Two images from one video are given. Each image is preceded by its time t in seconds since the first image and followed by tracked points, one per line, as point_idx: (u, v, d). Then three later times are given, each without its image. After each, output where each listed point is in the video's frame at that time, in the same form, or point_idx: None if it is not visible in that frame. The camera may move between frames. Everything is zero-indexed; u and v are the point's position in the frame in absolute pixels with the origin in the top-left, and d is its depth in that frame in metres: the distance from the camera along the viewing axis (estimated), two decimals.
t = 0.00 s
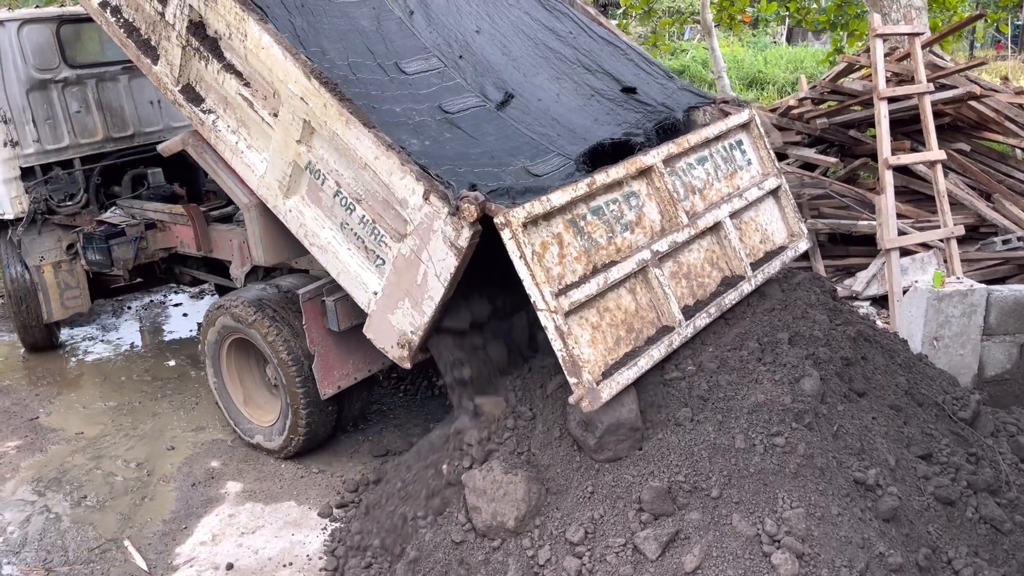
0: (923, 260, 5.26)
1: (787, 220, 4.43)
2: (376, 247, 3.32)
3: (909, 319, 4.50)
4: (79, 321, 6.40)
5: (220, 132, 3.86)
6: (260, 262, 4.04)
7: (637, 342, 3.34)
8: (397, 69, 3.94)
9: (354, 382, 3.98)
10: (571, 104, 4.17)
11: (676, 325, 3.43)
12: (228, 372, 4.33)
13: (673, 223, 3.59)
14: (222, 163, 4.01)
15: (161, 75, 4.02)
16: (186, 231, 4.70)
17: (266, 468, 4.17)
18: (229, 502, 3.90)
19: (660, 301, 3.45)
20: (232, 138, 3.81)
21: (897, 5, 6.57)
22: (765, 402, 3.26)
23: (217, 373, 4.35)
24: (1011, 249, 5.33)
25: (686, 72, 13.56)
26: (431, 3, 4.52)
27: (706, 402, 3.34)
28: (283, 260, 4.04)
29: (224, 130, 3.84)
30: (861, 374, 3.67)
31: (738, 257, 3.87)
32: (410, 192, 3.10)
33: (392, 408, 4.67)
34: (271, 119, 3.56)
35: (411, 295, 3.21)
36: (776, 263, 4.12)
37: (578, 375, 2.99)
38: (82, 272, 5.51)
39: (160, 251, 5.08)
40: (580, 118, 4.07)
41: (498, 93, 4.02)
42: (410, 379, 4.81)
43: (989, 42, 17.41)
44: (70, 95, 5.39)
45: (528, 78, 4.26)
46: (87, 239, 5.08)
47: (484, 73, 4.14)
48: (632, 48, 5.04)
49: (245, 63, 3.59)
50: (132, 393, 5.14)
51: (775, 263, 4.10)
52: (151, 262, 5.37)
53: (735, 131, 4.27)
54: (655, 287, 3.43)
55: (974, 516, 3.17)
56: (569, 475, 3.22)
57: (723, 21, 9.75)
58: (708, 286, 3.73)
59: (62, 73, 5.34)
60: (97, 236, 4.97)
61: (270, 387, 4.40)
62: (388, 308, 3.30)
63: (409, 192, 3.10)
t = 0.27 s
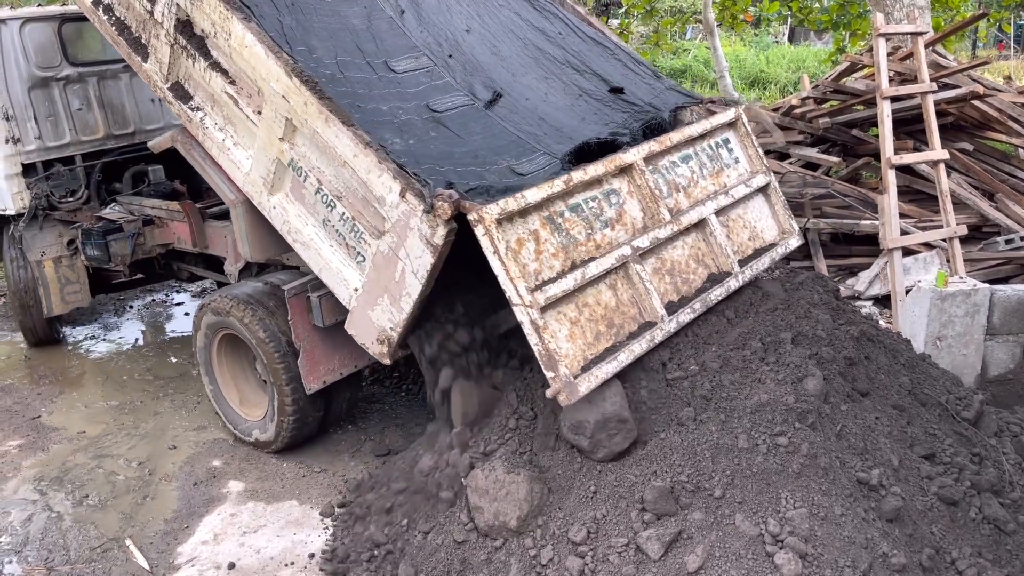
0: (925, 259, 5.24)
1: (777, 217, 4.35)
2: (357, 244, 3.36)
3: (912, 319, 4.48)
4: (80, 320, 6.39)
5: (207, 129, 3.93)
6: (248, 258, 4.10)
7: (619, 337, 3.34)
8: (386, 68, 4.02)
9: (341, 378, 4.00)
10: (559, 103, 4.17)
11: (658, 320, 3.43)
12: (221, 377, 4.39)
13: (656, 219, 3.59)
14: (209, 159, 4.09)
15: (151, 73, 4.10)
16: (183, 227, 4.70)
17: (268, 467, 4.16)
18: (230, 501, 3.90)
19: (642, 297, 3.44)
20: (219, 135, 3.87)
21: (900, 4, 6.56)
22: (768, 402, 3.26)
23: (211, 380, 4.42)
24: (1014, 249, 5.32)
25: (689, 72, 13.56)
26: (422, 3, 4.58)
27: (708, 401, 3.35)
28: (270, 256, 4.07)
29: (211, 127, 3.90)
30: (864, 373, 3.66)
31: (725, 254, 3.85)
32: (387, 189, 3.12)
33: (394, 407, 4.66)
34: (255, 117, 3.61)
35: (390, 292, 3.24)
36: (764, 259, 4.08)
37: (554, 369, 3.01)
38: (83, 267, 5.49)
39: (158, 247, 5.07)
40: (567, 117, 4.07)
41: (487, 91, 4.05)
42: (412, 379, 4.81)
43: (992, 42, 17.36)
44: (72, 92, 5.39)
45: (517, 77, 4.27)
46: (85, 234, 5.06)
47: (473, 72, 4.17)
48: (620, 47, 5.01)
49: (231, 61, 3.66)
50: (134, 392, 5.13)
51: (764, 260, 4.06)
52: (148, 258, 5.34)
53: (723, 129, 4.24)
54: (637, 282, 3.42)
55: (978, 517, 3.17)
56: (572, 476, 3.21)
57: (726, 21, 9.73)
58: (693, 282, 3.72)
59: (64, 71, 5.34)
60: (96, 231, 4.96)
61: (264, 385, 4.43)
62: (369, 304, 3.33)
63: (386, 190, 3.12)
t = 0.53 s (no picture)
0: (927, 258, 5.23)
1: (754, 217, 4.34)
2: (331, 237, 3.43)
3: (914, 317, 4.47)
4: (81, 318, 6.39)
5: (191, 124, 4.02)
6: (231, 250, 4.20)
7: (581, 333, 3.42)
8: (371, 65, 4.02)
9: (322, 370, 4.04)
10: (542, 101, 4.17)
11: (621, 317, 3.52)
12: (213, 380, 4.45)
13: (626, 217, 3.65)
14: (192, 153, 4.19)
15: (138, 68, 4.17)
16: (177, 222, 4.68)
17: (268, 465, 4.15)
18: (231, 500, 3.89)
19: (607, 294, 3.52)
20: (201, 129, 3.96)
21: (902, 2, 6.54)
22: (769, 400, 3.25)
23: (205, 387, 4.49)
24: (1016, 248, 5.32)
25: (690, 71, 13.55)
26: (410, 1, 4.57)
27: (710, 400, 3.34)
28: (252, 250, 4.17)
29: (195, 122, 3.99)
30: (866, 372, 3.65)
31: (695, 253, 3.91)
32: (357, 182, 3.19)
33: (395, 405, 4.66)
34: (234, 111, 3.70)
35: (362, 284, 3.31)
36: (737, 259, 4.11)
37: (511, 364, 3.09)
38: (83, 260, 5.56)
39: (155, 241, 5.08)
40: (550, 115, 4.07)
41: (471, 89, 4.06)
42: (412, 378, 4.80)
43: (994, 40, 17.32)
44: (73, 89, 5.38)
45: (502, 75, 4.26)
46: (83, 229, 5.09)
47: (458, 70, 4.17)
48: (605, 45, 4.96)
49: (211, 55, 3.73)
50: (135, 390, 5.13)
51: (737, 259, 4.09)
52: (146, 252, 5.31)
53: (703, 128, 4.24)
54: (602, 279, 3.50)
55: (979, 515, 3.17)
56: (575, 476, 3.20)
57: (727, 19, 9.71)
58: (661, 280, 3.78)
59: (65, 68, 5.33)
60: (93, 225, 4.97)
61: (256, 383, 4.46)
62: (342, 296, 3.40)
63: (356, 183, 3.19)
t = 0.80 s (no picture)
0: (928, 257, 5.24)
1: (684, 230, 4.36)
2: (315, 232, 3.44)
3: (915, 315, 4.47)
4: (82, 317, 6.39)
5: (181, 120, 4.06)
6: (220, 246, 4.22)
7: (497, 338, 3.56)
8: (364, 63, 3.97)
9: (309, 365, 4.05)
10: (534, 98, 4.15)
11: (533, 326, 3.66)
12: (210, 383, 4.46)
13: (576, 231, 3.68)
14: (182, 149, 4.21)
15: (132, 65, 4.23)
16: (174, 218, 4.67)
17: (268, 464, 4.15)
18: (232, 498, 3.89)
19: (532, 303, 3.62)
20: (192, 126, 4.00)
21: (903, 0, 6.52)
22: (770, 399, 3.24)
23: (202, 388, 4.50)
24: (1017, 246, 5.32)
25: (692, 69, 13.55)
26: None
27: (711, 398, 3.34)
28: (241, 246, 4.19)
29: (185, 119, 4.03)
30: (867, 370, 3.64)
31: (617, 267, 3.97)
32: (339, 179, 3.22)
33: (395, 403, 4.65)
34: (223, 108, 3.74)
35: (344, 280, 3.33)
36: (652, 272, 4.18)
37: (424, 369, 3.29)
38: (83, 255, 5.60)
39: (154, 237, 5.06)
40: (541, 112, 4.06)
41: (463, 87, 4.04)
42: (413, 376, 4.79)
43: (997, 39, 17.26)
44: (75, 86, 5.38)
45: (494, 73, 4.25)
46: (83, 224, 5.15)
47: (450, 67, 4.15)
48: (598, 44, 4.89)
49: (199, 52, 3.79)
50: (136, 389, 5.13)
51: (650, 273, 4.16)
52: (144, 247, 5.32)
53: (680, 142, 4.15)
54: (531, 293, 3.59)
55: (981, 514, 3.16)
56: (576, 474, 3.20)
57: (728, 18, 9.64)
58: (580, 288, 3.83)
59: (68, 65, 5.33)
60: (92, 220, 5.03)
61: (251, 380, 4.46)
62: (327, 291, 3.43)
63: (338, 179, 3.22)
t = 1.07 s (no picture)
0: (928, 256, 5.24)
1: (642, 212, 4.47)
2: (314, 229, 3.44)
3: (915, 314, 4.48)
4: (83, 315, 6.39)
5: (179, 118, 4.05)
6: (218, 244, 4.22)
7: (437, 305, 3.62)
8: (362, 60, 4.00)
9: (309, 364, 4.04)
10: (531, 95, 4.16)
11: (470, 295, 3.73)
12: (211, 383, 4.46)
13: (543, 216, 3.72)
14: (180, 146, 4.21)
15: (131, 64, 4.23)
16: (174, 217, 4.67)
17: (269, 462, 4.15)
18: (233, 496, 3.90)
19: (481, 278, 3.67)
20: (191, 123, 3.99)
21: None
22: (771, 397, 3.24)
23: (203, 387, 4.50)
24: (1017, 245, 5.33)
25: (692, 67, 13.55)
26: None
27: (712, 397, 3.34)
28: (241, 243, 4.20)
29: (183, 117, 4.02)
30: (868, 369, 3.63)
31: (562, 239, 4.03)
32: (338, 176, 3.20)
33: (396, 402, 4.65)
34: (221, 105, 3.73)
35: (343, 277, 3.33)
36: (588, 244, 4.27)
37: (365, 334, 3.38)
38: (83, 254, 5.61)
39: (153, 236, 5.06)
40: (538, 109, 4.07)
41: (460, 84, 4.05)
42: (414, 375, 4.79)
43: (997, 38, 17.26)
44: (75, 85, 5.38)
45: (492, 69, 4.26)
46: (82, 223, 5.12)
47: (447, 65, 4.16)
48: (595, 41, 4.87)
49: (198, 50, 3.79)
50: (137, 387, 5.13)
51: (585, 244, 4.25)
52: (144, 246, 5.32)
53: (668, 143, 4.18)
54: (482, 271, 3.64)
55: (981, 513, 3.16)
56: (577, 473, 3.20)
57: (728, 16, 9.63)
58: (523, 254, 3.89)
59: (67, 64, 5.33)
60: (92, 219, 4.98)
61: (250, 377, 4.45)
62: (326, 288, 3.42)
63: (337, 177, 3.20)
